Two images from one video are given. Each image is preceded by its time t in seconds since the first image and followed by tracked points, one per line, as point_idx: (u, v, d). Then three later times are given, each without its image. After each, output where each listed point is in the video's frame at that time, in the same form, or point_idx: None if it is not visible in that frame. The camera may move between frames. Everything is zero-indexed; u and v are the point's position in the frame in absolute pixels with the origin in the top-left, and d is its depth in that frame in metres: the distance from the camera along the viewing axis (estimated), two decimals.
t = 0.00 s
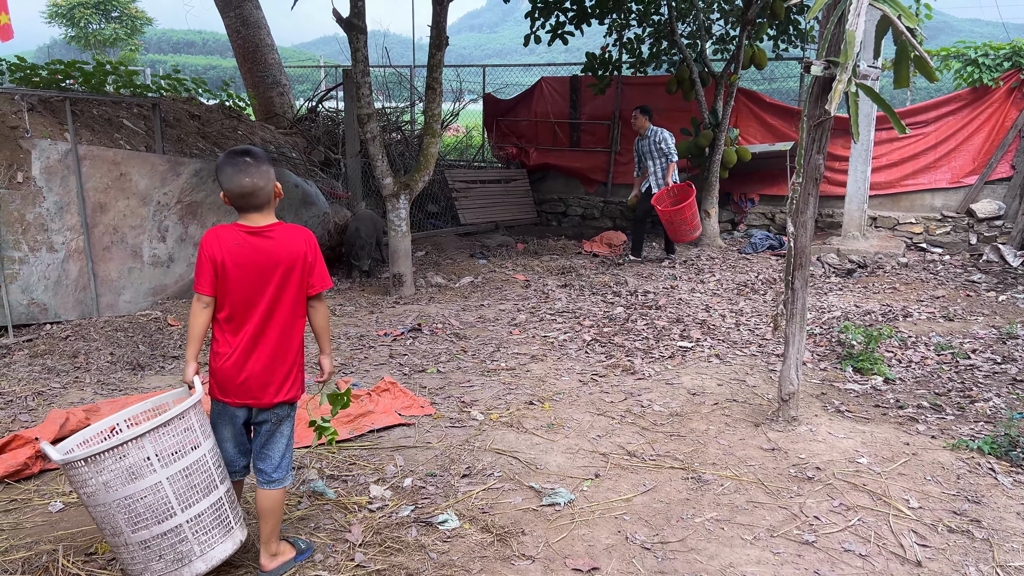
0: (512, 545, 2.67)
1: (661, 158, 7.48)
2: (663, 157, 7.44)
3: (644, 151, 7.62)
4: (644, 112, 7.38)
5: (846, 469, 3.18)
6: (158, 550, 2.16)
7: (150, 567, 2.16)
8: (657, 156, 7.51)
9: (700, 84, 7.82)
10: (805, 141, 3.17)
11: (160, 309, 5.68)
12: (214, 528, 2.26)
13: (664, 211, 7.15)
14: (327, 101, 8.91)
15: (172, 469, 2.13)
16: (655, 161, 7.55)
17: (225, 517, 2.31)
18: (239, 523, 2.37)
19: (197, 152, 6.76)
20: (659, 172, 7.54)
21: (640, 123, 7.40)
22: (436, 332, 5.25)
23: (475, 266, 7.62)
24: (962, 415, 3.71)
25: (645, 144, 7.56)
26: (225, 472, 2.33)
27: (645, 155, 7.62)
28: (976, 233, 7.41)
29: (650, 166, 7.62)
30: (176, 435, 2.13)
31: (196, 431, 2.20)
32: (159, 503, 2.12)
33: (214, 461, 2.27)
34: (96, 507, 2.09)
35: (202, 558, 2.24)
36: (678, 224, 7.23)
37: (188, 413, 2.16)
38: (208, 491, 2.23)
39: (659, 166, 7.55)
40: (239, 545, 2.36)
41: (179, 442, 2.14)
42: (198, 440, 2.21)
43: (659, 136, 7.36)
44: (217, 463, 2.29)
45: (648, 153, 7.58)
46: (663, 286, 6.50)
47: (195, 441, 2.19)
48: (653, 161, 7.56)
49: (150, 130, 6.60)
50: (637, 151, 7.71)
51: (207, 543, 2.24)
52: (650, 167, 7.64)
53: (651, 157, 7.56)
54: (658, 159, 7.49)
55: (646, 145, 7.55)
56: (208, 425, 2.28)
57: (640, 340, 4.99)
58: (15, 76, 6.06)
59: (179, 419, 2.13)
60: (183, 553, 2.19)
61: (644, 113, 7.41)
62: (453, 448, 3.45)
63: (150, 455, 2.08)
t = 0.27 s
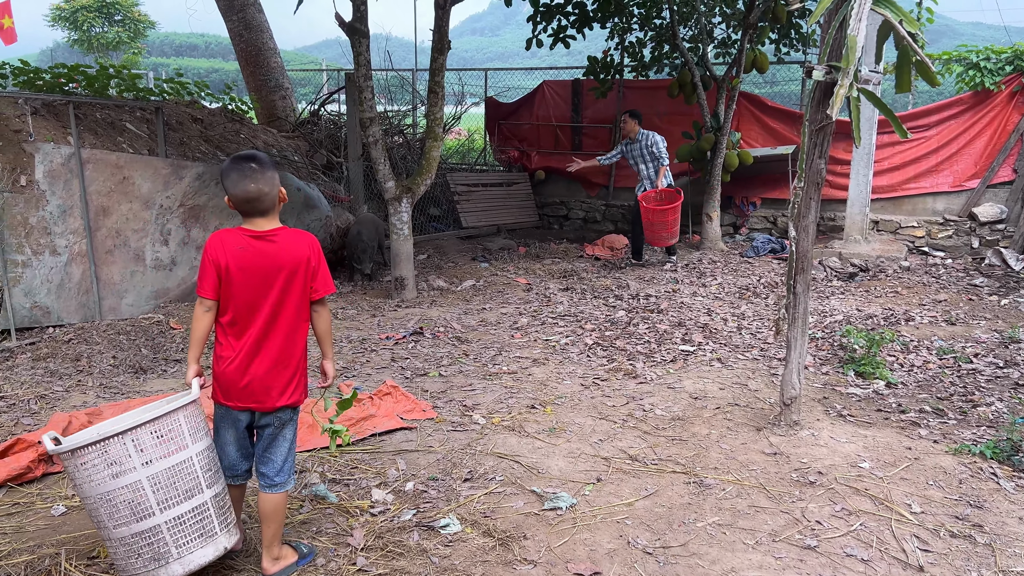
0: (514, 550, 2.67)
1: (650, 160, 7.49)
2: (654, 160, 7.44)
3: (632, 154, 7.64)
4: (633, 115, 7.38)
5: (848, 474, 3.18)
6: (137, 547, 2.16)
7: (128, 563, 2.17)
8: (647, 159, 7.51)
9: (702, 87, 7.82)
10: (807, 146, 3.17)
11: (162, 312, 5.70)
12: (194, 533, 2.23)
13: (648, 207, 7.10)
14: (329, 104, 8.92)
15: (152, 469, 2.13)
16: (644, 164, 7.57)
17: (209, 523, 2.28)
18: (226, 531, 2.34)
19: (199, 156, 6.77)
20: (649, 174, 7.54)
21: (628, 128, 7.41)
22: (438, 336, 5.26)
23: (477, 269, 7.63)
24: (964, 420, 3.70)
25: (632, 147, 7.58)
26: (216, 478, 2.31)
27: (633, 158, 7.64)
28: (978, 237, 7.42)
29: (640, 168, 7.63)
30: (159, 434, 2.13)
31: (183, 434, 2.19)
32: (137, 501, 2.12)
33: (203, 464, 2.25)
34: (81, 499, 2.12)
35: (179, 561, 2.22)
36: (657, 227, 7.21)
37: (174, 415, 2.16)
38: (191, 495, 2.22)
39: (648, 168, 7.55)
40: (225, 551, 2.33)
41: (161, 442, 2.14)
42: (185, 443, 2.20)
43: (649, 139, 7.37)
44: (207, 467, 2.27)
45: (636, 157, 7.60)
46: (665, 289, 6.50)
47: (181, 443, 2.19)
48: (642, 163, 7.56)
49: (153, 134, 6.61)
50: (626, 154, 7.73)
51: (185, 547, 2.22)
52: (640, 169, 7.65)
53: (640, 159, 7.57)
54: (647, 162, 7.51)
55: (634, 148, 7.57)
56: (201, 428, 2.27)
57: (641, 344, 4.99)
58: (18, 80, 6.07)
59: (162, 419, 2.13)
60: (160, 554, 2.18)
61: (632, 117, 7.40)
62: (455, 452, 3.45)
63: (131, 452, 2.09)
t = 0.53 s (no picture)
0: (516, 553, 2.67)
1: (647, 164, 7.51)
2: (651, 163, 7.46)
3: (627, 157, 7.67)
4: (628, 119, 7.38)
5: (851, 477, 3.17)
6: (122, 542, 2.17)
7: (114, 557, 2.19)
8: (644, 163, 7.53)
9: (704, 91, 7.82)
10: (810, 149, 3.17)
11: (165, 315, 5.71)
12: (179, 534, 2.22)
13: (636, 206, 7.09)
14: (332, 107, 8.94)
15: (140, 465, 2.14)
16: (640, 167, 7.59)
17: (197, 525, 2.26)
18: (214, 535, 2.31)
19: (202, 159, 6.78)
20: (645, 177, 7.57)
21: (624, 132, 7.41)
22: (440, 338, 5.26)
23: (479, 272, 7.63)
24: (967, 423, 3.70)
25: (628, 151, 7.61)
26: (210, 480, 2.30)
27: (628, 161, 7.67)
28: (980, 240, 7.42)
29: (636, 172, 7.65)
30: (149, 431, 2.15)
31: (175, 433, 2.19)
32: (124, 496, 2.13)
33: (192, 465, 2.24)
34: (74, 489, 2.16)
35: (162, 561, 2.21)
36: (637, 228, 7.21)
37: (166, 413, 2.17)
38: (178, 495, 2.21)
39: (644, 172, 7.57)
40: (212, 555, 2.31)
41: (151, 439, 2.15)
42: (176, 442, 2.20)
43: (646, 143, 7.37)
44: (199, 469, 2.26)
45: (631, 160, 7.62)
46: (667, 292, 6.50)
47: (172, 442, 2.19)
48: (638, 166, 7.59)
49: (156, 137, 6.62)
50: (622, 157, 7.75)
51: (168, 547, 2.20)
52: (636, 173, 7.67)
53: (636, 162, 7.59)
54: (643, 165, 7.53)
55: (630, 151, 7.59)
56: (196, 429, 2.26)
57: (644, 347, 4.99)
58: (22, 83, 6.08)
59: (153, 416, 2.15)
60: (144, 551, 2.18)
61: (627, 121, 7.38)
62: (457, 455, 3.45)
63: (119, 446, 2.10)
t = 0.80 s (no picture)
0: (517, 556, 2.67)
1: (647, 168, 7.53)
2: (651, 167, 7.48)
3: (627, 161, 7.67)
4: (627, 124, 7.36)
5: (853, 479, 3.17)
6: (111, 539, 2.18)
7: (104, 554, 2.20)
8: (643, 167, 7.54)
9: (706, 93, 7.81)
10: (811, 151, 3.17)
11: (166, 317, 5.71)
12: (166, 535, 2.22)
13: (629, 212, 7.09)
14: (333, 110, 8.95)
15: (129, 463, 2.14)
16: (639, 171, 7.60)
17: (185, 526, 2.25)
18: (203, 537, 2.30)
19: (203, 161, 6.79)
20: (644, 181, 7.58)
21: (624, 136, 7.37)
22: (441, 341, 5.26)
23: (480, 274, 7.63)
24: (969, 426, 3.69)
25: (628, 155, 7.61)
26: (202, 482, 2.29)
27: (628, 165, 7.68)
28: (982, 242, 7.41)
29: (636, 176, 7.66)
30: (142, 430, 2.16)
31: (166, 433, 2.20)
32: (113, 493, 2.14)
33: (184, 466, 2.24)
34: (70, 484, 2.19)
35: (149, 560, 2.21)
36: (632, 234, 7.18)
37: (157, 413, 2.17)
38: (167, 495, 2.21)
39: (644, 176, 7.59)
40: (200, 557, 2.29)
41: (142, 439, 2.16)
42: (167, 443, 2.20)
43: (646, 147, 7.38)
44: (190, 471, 2.26)
45: (631, 164, 7.63)
46: (669, 295, 6.49)
47: (162, 443, 2.19)
48: (638, 170, 7.60)
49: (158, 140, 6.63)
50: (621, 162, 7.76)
51: (154, 547, 2.20)
52: (636, 177, 7.68)
53: (636, 166, 7.61)
54: (643, 169, 7.55)
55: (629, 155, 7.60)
56: (191, 431, 2.26)
57: (645, 349, 4.99)
58: (24, 86, 6.10)
59: (144, 416, 2.15)
60: (132, 550, 2.19)
61: (627, 124, 7.36)
62: (458, 457, 3.45)
63: (110, 444, 2.12)
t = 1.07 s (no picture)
0: (519, 556, 2.67)
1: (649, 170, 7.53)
2: (652, 169, 7.49)
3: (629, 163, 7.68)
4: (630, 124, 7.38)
5: (855, 480, 3.17)
6: (107, 535, 2.20)
7: (100, 549, 2.22)
8: (645, 169, 7.55)
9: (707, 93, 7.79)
10: (812, 151, 3.17)
11: (168, 318, 5.72)
12: (158, 533, 2.21)
13: (626, 219, 7.12)
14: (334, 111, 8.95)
15: (122, 461, 2.16)
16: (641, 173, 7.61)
17: (177, 525, 2.25)
18: (196, 537, 2.29)
19: (205, 162, 6.79)
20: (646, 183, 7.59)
21: (626, 137, 7.39)
22: (443, 341, 5.27)
23: (481, 275, 7.63)
24: (972, 426, 3.69)
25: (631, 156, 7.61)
26: (197, 482, 2.29)
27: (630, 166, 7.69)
28: (984, 243, 7.40)
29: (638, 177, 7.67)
30: (137, 428, 2.18)
31: (160, 432, 2.21)
32: (107, 490, 2.17)
33: (178, 465, 2.24)
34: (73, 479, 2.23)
35: (141, 558, 2.22)
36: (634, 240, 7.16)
37: (151, 412, 2.19)
38: (159, 493, 2.21)
39: (645, 178, 7.60)
40: (191, 557, 2.28)
41: (137, 436, 2.17)
42: (161, 441, 2.21)
43: (647, 148, 7.39)
44: (184, 470, 2.26)
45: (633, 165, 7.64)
46: (670, 295, 6.49)
47: (156, 441, 2.20)
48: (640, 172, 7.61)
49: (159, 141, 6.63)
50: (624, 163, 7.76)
51: (145, 545, 2.20)
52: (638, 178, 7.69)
53: (638, 168, 7.62)
54: (645, 171, 7.55)
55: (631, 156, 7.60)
56: (187, 430, 2.27)
57: (647, 349, 4.99)
58: (25, 87, 6.10)
59: (138, 414, 2.17)
60: (124, 547, 2.19)
61: (629, 125, 7.39)
62: (460, 458, 3.45)
63: (105, 441, 2.14)
